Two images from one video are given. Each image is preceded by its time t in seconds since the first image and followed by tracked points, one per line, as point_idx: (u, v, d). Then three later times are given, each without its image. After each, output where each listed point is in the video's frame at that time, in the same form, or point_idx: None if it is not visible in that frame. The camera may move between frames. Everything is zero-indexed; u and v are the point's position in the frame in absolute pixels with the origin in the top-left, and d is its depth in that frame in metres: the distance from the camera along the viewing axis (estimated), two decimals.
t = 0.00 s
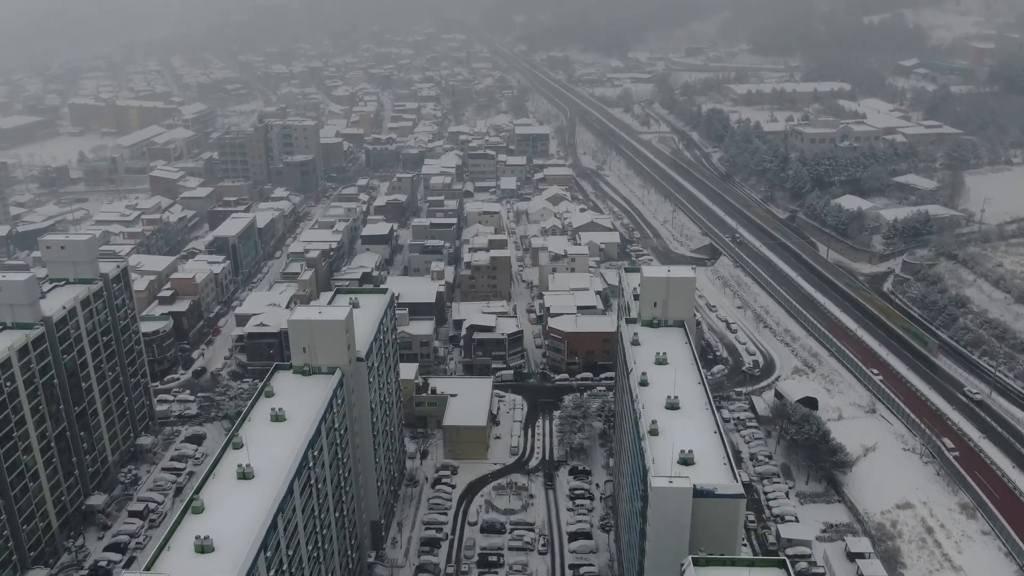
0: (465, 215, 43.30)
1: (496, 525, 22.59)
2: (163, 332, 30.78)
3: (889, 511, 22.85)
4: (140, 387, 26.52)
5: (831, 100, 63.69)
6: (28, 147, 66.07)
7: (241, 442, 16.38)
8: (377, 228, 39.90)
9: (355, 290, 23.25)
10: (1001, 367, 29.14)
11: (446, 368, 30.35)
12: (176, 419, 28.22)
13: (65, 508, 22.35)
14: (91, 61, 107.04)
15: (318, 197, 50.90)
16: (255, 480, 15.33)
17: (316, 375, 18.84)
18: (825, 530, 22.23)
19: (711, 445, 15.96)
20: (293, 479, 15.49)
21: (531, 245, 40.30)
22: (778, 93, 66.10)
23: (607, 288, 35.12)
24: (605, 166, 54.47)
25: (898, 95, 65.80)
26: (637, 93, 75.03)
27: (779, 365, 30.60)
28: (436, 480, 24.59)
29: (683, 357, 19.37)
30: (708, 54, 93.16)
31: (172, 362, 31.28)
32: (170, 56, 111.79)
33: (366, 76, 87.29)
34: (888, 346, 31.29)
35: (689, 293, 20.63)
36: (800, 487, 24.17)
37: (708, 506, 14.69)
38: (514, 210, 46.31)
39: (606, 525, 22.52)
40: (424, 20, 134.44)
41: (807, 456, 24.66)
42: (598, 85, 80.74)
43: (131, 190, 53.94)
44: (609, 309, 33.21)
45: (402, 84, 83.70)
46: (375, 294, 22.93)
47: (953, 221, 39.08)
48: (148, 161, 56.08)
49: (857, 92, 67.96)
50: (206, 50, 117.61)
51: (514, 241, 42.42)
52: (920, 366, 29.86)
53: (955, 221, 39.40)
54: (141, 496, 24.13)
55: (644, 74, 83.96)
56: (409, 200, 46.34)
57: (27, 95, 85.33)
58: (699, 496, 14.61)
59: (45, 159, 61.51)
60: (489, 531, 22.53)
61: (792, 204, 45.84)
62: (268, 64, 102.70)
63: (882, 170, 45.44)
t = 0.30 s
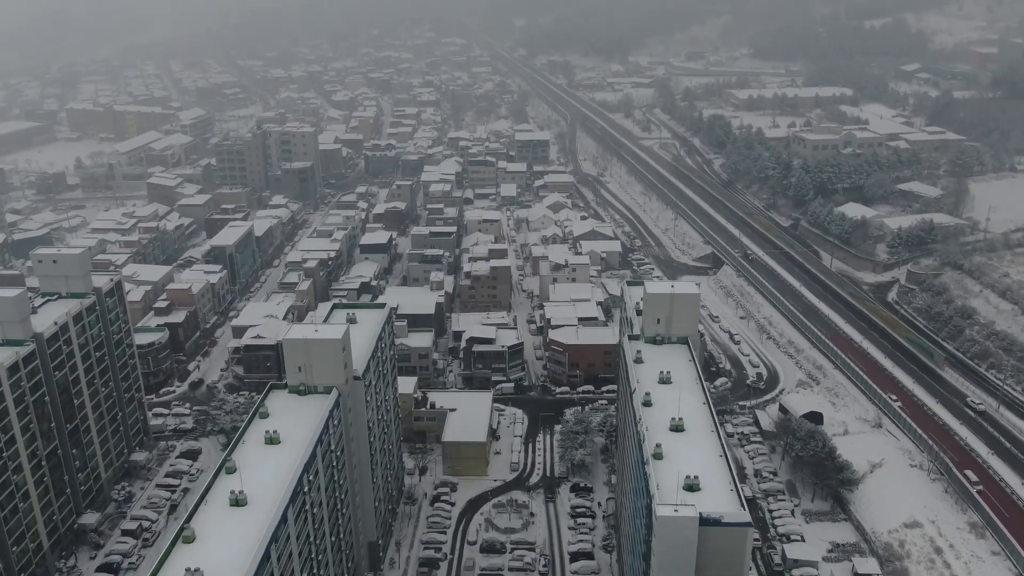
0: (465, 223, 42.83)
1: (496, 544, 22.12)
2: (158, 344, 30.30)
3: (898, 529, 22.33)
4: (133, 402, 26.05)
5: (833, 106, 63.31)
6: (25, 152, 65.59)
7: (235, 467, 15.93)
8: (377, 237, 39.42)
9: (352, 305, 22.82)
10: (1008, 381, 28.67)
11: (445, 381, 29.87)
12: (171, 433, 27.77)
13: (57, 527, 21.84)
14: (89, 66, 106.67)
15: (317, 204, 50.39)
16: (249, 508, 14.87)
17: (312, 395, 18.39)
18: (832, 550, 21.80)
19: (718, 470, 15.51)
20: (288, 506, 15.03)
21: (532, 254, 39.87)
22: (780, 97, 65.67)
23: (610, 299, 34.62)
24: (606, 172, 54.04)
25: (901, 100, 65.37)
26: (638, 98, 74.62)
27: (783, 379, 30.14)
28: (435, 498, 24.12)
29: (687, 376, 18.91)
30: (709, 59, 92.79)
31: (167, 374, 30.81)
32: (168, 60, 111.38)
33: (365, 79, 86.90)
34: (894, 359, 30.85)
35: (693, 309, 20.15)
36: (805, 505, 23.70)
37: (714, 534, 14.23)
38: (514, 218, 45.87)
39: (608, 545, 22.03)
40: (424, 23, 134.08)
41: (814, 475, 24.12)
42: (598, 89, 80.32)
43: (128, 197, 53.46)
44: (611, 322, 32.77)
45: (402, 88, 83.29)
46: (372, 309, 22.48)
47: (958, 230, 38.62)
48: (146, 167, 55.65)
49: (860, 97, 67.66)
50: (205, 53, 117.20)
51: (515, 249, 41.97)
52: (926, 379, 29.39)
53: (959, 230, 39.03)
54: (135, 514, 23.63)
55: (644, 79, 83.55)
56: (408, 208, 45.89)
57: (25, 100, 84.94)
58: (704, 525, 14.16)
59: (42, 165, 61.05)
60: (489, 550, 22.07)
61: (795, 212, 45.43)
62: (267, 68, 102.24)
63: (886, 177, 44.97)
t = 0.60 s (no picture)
0: (465, 228, 42.35)
1: (496, 560, 21.69)
2: (155, 353, 29.89)
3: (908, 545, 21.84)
4: (128, 413, 25.64)
5: (835, 109, 62.91)
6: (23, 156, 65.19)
7: (228, 487, 15.51)
8: (375, 243, 38.98)
9: (350, 316, 22.40)
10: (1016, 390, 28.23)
11: (445, 392, 29.46)
12: (167, 444, 27.40)
13: (49, 543, 21.34)
14: (88, 67, 106.33)
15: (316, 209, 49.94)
16: (242, 530, 14.46)
17: (308, 412, 17.98)
18: (838, 566, 21.18)
19: (724, 492, 15.09)
20: (284, 528, 14.60)
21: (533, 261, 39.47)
22: (783, 100, 65.21)
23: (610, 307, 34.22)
24: (607, 177, 53.68)
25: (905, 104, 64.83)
26: (639, 101, 74.16)
27: (785, 390, 29.65)
28: (433, 512, 23.72)
29: (691, 392, 18.50)
30: (710, 61, 92.37)
31: (163, 384, 30.42)
32: (168, 62, 111.07)
33: (365, 81, 86.56)
34: (903, 371, 30.17)
35: (697, 322, 19.77)
36: (811, 519, 23.20)
37: (720, 558, 13.79)
38: (514, 223, 45.47)
39: (611, 562, 21.61)
40: (424, 25, 133.67)
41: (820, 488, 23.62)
42: (599, 92, 79.97)
43: (126, 201, 53.04)
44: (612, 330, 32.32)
45: (402, 91, 82.86)
46: (371, 321, 22.02)
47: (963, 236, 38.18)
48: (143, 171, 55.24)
49: (861, 102, 66.94)
50: (205, 55, 116.79)
51: (515, 255, 41.57)
52: (933, 389, 28.96)
53: (964, 236, 38.54)
54: (129, 528, 23.18)
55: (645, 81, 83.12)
56: (408, 213, 45.48)
57: (25, 103, 84.70)
58: (710, 548, 13.73)
59: (40, 169, 60.69)
60: (489, 566, 21.64)
61: (798, 217, 45.01)
62: (266, 70, 101.95)
63: (890, 183, 44.51)
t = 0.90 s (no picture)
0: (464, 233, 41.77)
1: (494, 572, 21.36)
2: (151, 359, 28.93)
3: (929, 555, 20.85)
4: (124, 422, 24.15)
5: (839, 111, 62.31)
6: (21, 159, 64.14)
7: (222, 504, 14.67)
8: (373, 248, 38.57)
9: (346, 324, 21.86)
10: None
11: (445, 401, 29.00)
12: (161, 453, 25.89)
13: (40, 556, 19.49)
14: (87, 68, 105.93)
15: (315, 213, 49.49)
16: (236, 548, 13.57)
17: (302, 424, 17.34)
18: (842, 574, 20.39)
19: (730, 508, 14.52)
20: (279, 546, 13.79)
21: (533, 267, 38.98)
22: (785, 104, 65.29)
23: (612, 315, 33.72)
24: (608, 180, 53.21)
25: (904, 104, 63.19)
26: (639, 104, 73.67)
27: (789, 397, 29.21)
28: (432, 523, 23.25)
29: (695, 404, 17.95)
30: (712, 63, 91.89)
31: (160, 390, 29.54)
32: (167, 62, 110.70)
33: (364, 82, 86.05)
34: (917, 384, 29.32)
35: (703, 333, 19.61)
36: (813, 529, 22.42)
37: None
38: (514, 226, 44.93)
39: None
40: (425, 27, 133.34)
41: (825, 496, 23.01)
42: (598, 92, 79.60)
43: (124, 204, 52.49)
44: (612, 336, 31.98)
45: (401, 92, 82.32)
46: (369, 331, 21.46)
47: (969, 241, 37.50)
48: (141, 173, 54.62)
49: (864, 104, 66.22)
50: (204, 55, 116.42)
51: (515, 261, 41.04)
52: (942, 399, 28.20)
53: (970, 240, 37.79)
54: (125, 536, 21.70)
55: (646, 82, 82.54)
56: (407, 217, 44.94)
57: (22, 104, 84.28)
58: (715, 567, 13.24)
59: (36, 173, 59.66)
60: None
61: (801, 222, 44.41)
62: (266, 72, 101.53)
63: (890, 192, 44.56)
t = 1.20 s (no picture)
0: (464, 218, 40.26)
1: None
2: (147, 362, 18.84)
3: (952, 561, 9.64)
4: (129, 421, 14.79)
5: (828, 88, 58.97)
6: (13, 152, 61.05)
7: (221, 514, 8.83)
8: (371, 250, 31.25)
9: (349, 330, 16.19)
10: None
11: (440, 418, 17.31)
12: (160, 460, 15.84)
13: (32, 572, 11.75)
14: (87, 70, 104.09)
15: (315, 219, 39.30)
16: None
17: (297, 441, 10.14)
18: None
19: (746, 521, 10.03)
20: None
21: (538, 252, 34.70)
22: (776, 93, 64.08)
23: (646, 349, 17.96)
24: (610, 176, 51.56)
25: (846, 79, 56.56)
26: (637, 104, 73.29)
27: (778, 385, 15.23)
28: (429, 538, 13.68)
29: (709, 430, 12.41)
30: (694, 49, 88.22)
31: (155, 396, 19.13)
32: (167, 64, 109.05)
33: (364, 84, 84.12)
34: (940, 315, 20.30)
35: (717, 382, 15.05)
36: None
37: None
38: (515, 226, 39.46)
39: None
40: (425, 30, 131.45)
41: (827, 504, 11.21)
42: (597, 96, 78.44)
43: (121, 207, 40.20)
44: (643, 362, 17.84)
45: (401, 93, 79.94)
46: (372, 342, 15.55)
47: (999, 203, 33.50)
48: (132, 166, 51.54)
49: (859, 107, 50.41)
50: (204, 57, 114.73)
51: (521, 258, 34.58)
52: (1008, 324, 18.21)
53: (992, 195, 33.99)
54: None
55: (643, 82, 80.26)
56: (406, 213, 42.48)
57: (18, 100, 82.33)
58: None
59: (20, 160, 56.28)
60: None
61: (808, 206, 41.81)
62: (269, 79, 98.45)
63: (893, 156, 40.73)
